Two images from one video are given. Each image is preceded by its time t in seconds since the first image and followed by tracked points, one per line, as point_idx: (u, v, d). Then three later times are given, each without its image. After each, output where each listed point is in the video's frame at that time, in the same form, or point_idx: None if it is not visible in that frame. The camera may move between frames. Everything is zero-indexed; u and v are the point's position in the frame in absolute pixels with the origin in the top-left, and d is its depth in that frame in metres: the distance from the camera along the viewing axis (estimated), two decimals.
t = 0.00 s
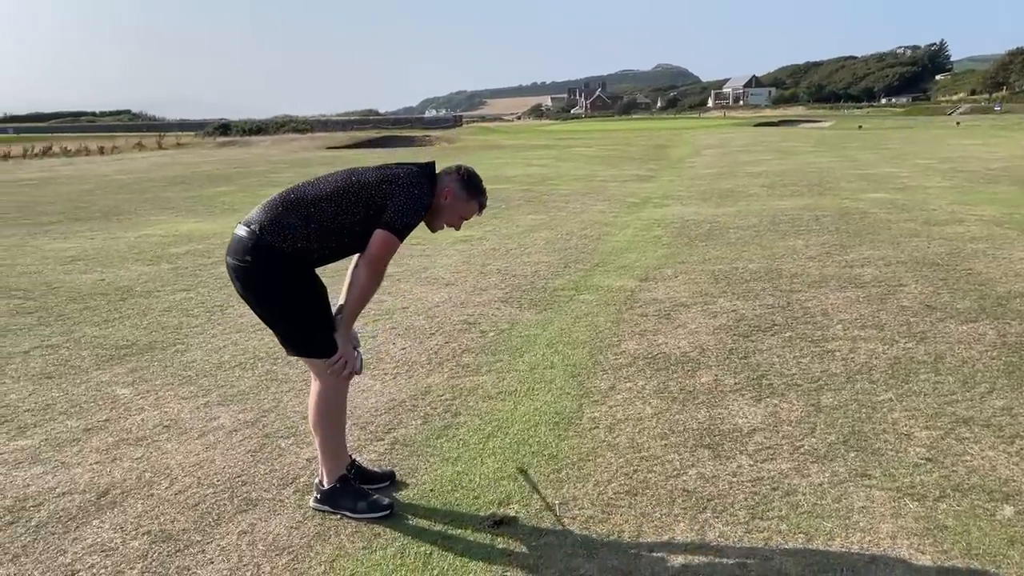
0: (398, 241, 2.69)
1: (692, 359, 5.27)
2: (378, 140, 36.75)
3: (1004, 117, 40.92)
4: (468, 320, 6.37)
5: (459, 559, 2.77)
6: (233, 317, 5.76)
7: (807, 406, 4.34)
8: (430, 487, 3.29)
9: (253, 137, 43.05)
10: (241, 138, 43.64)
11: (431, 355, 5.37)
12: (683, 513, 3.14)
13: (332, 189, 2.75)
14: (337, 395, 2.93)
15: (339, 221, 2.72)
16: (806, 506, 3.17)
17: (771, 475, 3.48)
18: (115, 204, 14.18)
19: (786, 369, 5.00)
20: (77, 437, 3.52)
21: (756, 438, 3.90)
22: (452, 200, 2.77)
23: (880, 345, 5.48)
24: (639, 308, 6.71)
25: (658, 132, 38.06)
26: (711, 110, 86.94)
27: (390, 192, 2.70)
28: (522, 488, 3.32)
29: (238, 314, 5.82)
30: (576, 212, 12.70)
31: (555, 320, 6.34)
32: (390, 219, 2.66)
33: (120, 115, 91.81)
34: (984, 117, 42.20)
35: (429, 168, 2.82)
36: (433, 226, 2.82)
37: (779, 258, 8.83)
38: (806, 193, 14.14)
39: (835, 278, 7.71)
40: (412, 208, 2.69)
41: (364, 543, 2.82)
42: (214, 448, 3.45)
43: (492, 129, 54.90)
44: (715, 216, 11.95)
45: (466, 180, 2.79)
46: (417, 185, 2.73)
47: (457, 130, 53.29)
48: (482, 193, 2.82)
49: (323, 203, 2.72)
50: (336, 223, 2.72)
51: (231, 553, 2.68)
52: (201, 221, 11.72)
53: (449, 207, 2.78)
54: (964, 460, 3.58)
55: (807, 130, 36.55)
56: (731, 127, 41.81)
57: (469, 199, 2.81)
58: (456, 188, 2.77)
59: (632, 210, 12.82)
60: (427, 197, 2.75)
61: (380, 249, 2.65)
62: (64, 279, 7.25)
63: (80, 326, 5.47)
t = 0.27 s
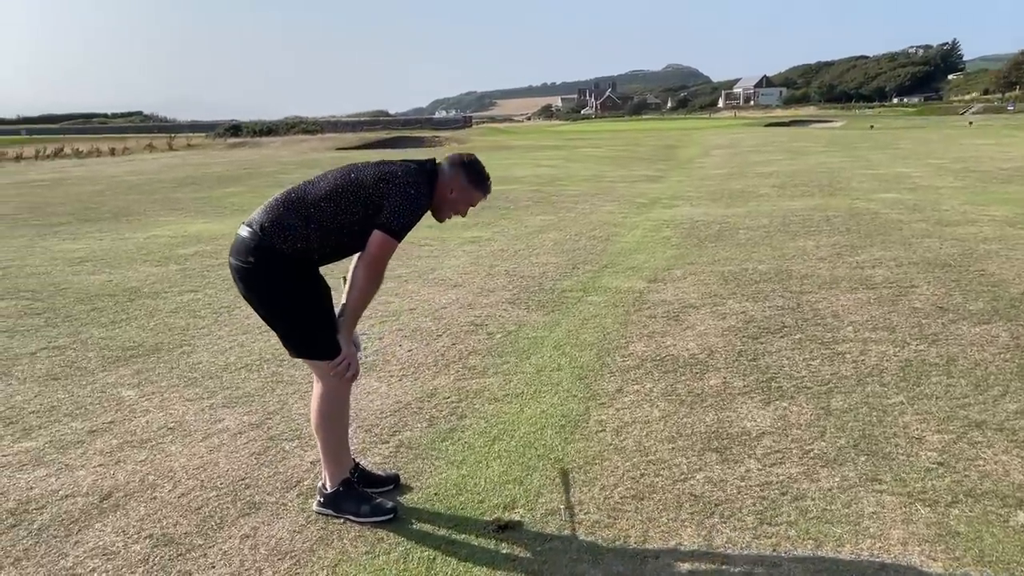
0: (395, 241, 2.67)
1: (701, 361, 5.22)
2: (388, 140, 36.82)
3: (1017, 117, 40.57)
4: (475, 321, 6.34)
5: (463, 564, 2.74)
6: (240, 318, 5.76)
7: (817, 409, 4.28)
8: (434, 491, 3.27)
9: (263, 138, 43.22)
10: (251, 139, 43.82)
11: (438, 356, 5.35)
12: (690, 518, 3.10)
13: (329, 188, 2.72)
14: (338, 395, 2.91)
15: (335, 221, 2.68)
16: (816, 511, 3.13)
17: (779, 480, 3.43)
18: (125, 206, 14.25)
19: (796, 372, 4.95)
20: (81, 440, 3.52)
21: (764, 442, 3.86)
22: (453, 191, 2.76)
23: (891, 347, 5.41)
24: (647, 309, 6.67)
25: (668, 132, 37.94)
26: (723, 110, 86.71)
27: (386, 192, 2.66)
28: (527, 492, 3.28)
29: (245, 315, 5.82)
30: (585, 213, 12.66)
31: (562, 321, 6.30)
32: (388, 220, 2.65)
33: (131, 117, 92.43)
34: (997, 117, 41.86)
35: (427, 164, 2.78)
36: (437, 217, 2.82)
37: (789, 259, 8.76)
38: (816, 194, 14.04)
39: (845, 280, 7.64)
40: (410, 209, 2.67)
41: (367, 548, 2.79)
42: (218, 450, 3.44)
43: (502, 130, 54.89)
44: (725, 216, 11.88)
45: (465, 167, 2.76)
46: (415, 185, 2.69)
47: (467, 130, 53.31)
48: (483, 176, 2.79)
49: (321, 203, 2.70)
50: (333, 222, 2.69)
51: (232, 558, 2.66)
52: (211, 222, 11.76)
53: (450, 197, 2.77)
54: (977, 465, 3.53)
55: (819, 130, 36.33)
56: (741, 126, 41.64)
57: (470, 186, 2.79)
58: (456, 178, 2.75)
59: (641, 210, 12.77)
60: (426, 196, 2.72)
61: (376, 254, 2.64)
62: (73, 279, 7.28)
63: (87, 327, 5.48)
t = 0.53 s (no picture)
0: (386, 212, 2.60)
1: (711, 366, 5.13)
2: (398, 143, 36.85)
3: None
4: (482, 325, 6.28)
5: None
6: (245, 321, 5.72)
7: (829, 417, 4.19)
8: (438, 500, 3.21)
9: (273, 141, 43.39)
10: (261, 141, 43.99)
11: (444, 361, 5.29)
12: (699, 529, 3.03)
13: (320, 171, 2.67)
14: (352, 399, 2.87)
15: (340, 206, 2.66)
16: (829, 523, 3.05)
17: (792, 490, 3.35)
18: (135, 208, 14.29)
19: (808, 378, 4.85)
20: (82, 446, 3.48)
21: (776, 450, 3.78)
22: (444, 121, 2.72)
23: (906, 353, 5.32)
24: (656, 313, 6.59)
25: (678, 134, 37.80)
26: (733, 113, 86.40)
27: (368, 165, 2.58)
28: (533, 501, 3.22)
29: (250, 319, 5.78)
30: (595, 215, 12.59)
31: (571, 325, 6.24)
32: (372, 195, 2.57)
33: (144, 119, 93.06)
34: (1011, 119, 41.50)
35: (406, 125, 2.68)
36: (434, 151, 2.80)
37: (801, 262, 8.65)
38: (828, 196, 13.91)
39: (858, 283, 7.53)
40: (393, 182, 2.58)
41: (369, 559, 2.74)
42: (220, 457, 3.39)
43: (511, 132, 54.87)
44: (735, 219, 11.77)
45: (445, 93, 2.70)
46: (395, 152, 2.60)
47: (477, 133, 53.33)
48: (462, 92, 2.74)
49: (315, 189, 2.66)
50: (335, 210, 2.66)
51: (231, 568, 2.61)
52: (219, 224, 11.76)
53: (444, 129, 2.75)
54: (995, 476, 3.44)
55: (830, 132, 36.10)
56: (752, 128, 41.44)
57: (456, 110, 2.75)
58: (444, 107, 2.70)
59: (651, 213, 12.68)
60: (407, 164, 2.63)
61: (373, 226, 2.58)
62: (80, 283, 7.27)
63: (93, 331, 5.46)
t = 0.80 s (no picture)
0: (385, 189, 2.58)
1: (725, 378, 5.02)
2: (409, 148, 36.89)
3: None
4: (491, 334, 6.20)
5: None
6: (252, 330, 5.66)
7: (847, 431, 4.08)
8: (446, 517, 3.13)
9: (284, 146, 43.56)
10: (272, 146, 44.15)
11: (453, 371, 5.21)
12: (715, 551, 2.94)
13: (318, 165, 2.71)
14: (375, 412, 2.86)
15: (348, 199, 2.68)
16: (850, 545, 2.96)
17: (810, 509, 3.25)
18: (145, 214, 14.31)
19: (825, 390, 4.74)
20: (85, 459, 3.43)
21: (794, 467, 3.67)
22: (418, 69, 2.75)
23: (925, 365, 5.19)
24: (668, 322, 6.49)
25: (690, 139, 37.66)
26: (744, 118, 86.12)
27: (352, 145, 2.57)
28: (543, 519, 3.13)
29: (257, 327, 5.72)
30: (606, 221, 12.50)
31: (581, 334, 6.15)
32: (361, 174, 2.55)
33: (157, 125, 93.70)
34: None
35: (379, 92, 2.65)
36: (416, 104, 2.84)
37: (815, 270, 8.53)
38: (842, 203, 13.76)
39: (874, 292, 7.40)
40: (378, 156, 2.55)
41: None
42: (224, 470, 3.33)
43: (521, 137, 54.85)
44: (747, 225, 11.65)
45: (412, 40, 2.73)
46: (375, 125, 2.57)
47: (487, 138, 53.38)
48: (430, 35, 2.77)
49: (318, 184, 2.70)
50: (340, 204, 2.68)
51: None
52: (230, 230, 11.76)
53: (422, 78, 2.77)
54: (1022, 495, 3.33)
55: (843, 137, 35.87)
56: (763, 133, 41.24)
57: (428, 56, 2.78)
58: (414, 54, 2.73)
59: (662, 219, 12.56)
60: (389, 133, 2.59)
61: (373, 206, 2.54)
62: (89, 289, 7.24)
63: (99, 339, 5.41)
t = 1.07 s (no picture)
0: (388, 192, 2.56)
1: (741, 390, 4.94)
2: (420, 153, 36.95)
3: None
4: (503, 343, 6.14)
5: None
6: (263, 338, 5.63)
7: (868, 446, 4.00)
8: (459, 533, 3.08)
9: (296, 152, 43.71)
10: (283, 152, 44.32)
11: (464, 381, 5.15)
12: (734, 571, 2.87)
13: (324, 177, 2.72)
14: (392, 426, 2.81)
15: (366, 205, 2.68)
16: (873, 566, 2.89)
17: (831, 527, 3.18)
18: (158, 220, 14.36)
19: (844, 404, 4.65)
20: (94, 471, 3.41)
21: (813, 483, 3.59)
22: (400, 55, 2.68)
23: (945, 377, 5.10)
24: (682, 332, 6.41)
25: (701, 145, 37.52)
26: (756, 125, 85.85)
27: (346, 153, 2.57)
28: (558, 536, 3.07)
29: (268, 335, 5.69)
30: (618, 228, 12.43)
31: (594, 343, 6.08)
32: (360, 183, 2.54)
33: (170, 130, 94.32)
34: None
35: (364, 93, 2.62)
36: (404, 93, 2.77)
37: (830, 278, 8.43)
38: (856, 210, 13.63)
39: (891, 302, 7.30)
40: (370, 161, 2.53)
41: None
42: (234, 482, 3.29)
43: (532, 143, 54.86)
44: (761, 233, 11.55)
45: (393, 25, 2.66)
46: (364, 130, 2.55)
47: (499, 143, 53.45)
48: (416, 21, 2.69)
49: (329, 198, 2.71)
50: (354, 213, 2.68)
51: None
52: (241, 236, 11.77)
53: (404, 65, 2.71)
54: None
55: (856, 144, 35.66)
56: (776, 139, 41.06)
57: (412, 42, 2.71)
58: (394, 40, 2.66)
59: (674, 226, 12.48)
60: (378, 135, 2.56)
61: (375, 208, 2.54)
62: (100, 296, 7.25)
63: (110, 347, 5.40)
